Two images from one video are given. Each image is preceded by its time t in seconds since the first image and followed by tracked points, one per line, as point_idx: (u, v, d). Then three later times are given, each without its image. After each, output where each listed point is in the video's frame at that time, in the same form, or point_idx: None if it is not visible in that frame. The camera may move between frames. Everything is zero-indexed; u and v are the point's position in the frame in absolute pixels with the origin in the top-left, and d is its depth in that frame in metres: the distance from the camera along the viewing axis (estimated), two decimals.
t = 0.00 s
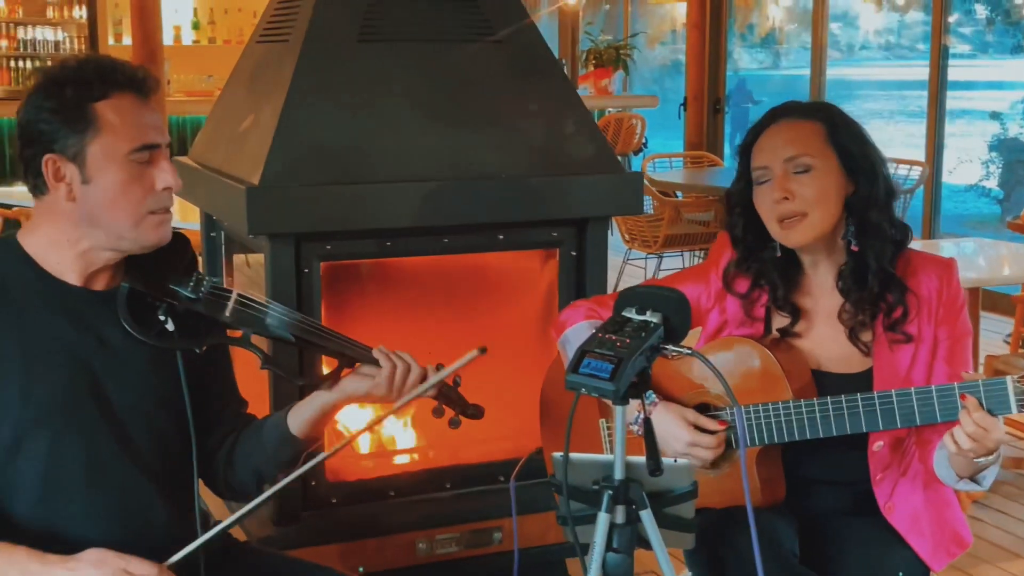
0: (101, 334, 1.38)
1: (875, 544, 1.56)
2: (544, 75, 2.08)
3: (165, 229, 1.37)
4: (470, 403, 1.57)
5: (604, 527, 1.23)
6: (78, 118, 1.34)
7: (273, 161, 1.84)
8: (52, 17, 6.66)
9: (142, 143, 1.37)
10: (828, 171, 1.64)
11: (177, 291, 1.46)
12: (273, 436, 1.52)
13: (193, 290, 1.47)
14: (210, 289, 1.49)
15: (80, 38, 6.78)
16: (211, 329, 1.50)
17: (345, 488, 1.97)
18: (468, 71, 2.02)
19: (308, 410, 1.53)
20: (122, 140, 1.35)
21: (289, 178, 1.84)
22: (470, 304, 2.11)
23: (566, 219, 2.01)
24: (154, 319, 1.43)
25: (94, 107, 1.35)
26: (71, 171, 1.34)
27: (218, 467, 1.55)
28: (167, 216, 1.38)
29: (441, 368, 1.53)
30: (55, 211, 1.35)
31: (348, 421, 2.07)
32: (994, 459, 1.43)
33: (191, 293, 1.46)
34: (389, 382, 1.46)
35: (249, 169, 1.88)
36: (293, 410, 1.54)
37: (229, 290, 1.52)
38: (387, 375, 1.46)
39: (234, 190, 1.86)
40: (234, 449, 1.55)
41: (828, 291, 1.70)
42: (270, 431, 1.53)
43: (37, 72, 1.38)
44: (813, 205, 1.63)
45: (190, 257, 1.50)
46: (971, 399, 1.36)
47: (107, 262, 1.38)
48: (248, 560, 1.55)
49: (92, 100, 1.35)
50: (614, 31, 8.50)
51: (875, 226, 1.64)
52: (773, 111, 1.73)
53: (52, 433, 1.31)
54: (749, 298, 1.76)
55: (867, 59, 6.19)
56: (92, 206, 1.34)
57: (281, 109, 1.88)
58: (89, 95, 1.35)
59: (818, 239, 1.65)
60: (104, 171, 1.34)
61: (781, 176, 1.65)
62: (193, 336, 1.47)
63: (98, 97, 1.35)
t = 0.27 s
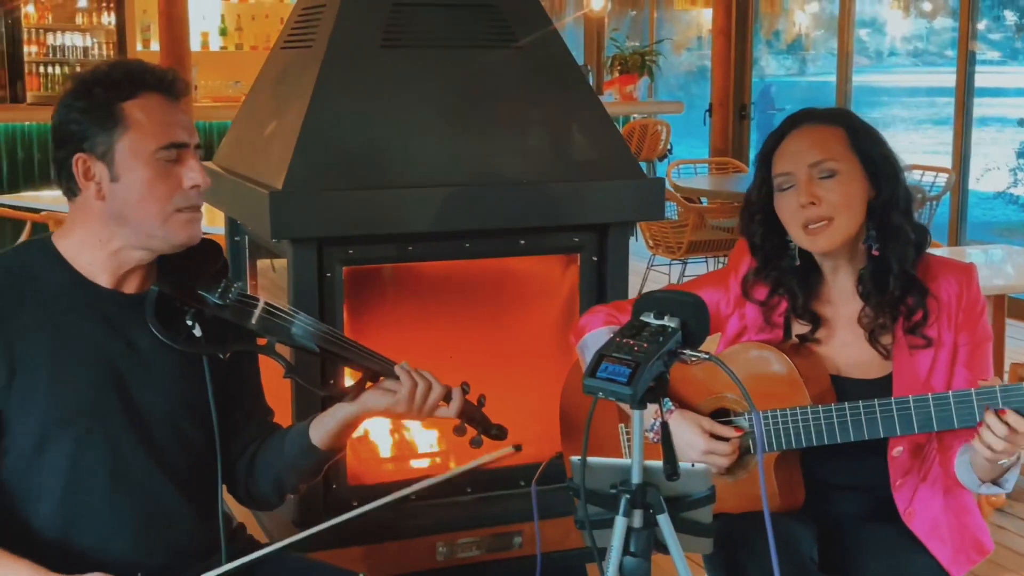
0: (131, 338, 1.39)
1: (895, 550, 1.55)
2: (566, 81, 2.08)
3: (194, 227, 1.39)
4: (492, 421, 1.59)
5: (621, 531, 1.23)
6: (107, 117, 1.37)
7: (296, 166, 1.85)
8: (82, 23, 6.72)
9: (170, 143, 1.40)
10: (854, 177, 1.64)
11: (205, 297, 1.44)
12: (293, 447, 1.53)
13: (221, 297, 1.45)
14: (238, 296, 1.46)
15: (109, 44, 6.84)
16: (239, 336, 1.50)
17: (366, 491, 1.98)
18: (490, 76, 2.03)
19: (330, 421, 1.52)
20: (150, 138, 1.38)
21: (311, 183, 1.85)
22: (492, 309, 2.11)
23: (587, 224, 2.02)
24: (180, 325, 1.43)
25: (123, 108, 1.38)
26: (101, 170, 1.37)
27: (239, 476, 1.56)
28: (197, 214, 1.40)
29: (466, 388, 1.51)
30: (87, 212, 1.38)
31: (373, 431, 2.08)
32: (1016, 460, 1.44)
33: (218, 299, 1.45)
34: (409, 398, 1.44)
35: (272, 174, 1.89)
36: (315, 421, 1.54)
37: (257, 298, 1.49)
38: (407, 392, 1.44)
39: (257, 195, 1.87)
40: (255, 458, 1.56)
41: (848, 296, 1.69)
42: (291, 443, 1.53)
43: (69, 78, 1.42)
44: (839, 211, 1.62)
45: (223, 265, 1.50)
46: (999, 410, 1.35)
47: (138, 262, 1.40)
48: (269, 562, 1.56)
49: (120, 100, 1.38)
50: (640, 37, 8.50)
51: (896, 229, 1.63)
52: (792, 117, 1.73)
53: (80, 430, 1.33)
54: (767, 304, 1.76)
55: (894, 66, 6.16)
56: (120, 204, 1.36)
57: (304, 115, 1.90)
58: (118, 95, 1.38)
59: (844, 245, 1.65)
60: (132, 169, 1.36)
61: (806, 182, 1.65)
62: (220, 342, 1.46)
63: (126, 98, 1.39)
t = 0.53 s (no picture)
0: (152, 338, 1.40)
1: (909, 554, 1.55)
2: (583, 85, 2.09)
3: (218, 227, 1.41)
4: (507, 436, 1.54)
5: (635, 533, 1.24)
6: (132, 119, 1.39)
7: (313, 169, 1.87)
8: (103, 27, 6.76)
9: (194, 143, 1.42)
10: (874, 181, 1.64)
11: (228, 301, 1.46)
12: (309, 454, 1.54)
13: (244, 302, 1.47)
14: (260, 302, 1.49)
15: (129, 47, 6.89)
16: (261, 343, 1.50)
17: (382, 492, 2.00)
18: (507, 80, 2.04)
19: (348, 429, 1.53)
20: (174, 140, 1.40)
21: (329, 185, 1.86)
22: (508, 312, 2.12)
23: (603, 227, 2.02)
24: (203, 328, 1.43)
25: (148, 109, 1.40)
26: (126, 171, 1.39)
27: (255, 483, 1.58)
28: (221, 215, 1.42)
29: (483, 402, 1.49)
30: (112, 213, 1.40)
31: (391, 436, 2.08)
32: None
33: (241, 305, 1.46)
34: (426, 410, 1.44)
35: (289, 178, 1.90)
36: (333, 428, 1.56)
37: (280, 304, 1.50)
38: (425, 403, 1.44)
39: (275, 197, 1.89)
40: (271, 464, 1.58)
41: (865, 300, 1.70)
42: (307, 449, 1.55)
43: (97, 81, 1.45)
44: (861, 214, 1.62)
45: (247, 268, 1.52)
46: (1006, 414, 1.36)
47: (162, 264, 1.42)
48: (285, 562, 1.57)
49: (146, 101, 1.40)
50: (658, 41, 8.50)
51: (912, 229, 1.65)
52: (810, 120, 1.73)
53: (101, 428, 1.34)
54: (783, 309, 1.76)
55: (914, 70, 6.15)
56: (146, 204, 1.38)
57: (322, 118, 1.91)
58: (143, 98, 1.40)
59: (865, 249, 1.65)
60: (156, 169, 1.39)
61: (826, 186, 1.65)
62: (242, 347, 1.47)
63: (151, 100, 1.41)
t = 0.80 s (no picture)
0: (174, 339, 1.42)
1: (922, 555, 1.55)
2: (597, 87, 2.10)
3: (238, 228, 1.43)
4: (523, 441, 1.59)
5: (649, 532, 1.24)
6: (155, 120, 1.41)
7: (329, 170, 1.88)
8: (117, 28, 6.79)
9: (215, 145, 1.44)
10: (889, 185, 1.65)
11: (251, 303, 1.47)
12: (327, 455, 1.56)
13: (266, 305, 1.48)
14: (281, 305, 1.50)
15: (143, 49, 6.91)
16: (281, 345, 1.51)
17: (397, 492, 2.00)
18: (522, 82, 2.05)
19: (364, 431, 1.54)
20: (195, 140, 1.42)
21: (344, 187, 1.87)
22: (522, 313, 2.13)
23: (616, 229, 2.03)
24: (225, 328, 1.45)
25: (171, 110, 1.42)
26: (148, 171, 1.41)
27: (272, 482, 1.59)
28: (241, 216, 1.44)
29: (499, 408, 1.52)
30: (134, 213, 1.42)
31: (404, 436, 2.08)
32: None
33: (264, 307, 1.48)
34: (443, 413, 1.46)
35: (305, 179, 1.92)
36: (350, 429, 1.56)
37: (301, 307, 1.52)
38: (443, 406, 1.46)
39: (291, 199, 1.90)
40: (288, 462, 1.59)
41: (879, 303, 1.70)
42: (324, 450, 1.56)
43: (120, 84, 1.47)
44: (879, 217, 1.63)
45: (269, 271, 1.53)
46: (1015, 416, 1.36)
47: (182, 264, 1.44)
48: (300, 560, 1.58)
49: (169, 103, 1.42)
50: (671, 43, 8.50)
51: (927, 231, 1.65)
52: (825, 124, 1.73)
53: (124, 428, 1.36)
54: (797, 312, 1.77)
55: (927, 73, 6.14)
56: (167, 204, 1.40)
57: (338, 120, 1.92)
58: (166, 99, 1.42)
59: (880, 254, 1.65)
60: (178, 170, 1.41)
61: (844, 190, 1.65)
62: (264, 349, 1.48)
63: (175, 101, 1.43)
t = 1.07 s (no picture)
0: (191, 338, 1.44)
1: (930, 554, 1.56)
2: (606, 88, 2.11)
3: (256, 229, 1.45)
4: (534, 453, 1.61)
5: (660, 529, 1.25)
6: (176, 120, 1.43)
7: (340, 170, 1.89)
8: (125, 29, 6.81)
9: (236, 146, 1.45)
10: (897, 186, 1.65)
11: (268, 307, 1.51)
12: (339, 459, 1.58)
13: (283, 308, 1.52)
14: (298, 308, 1.54)
15: (151, 50, 6.93)
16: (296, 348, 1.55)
17: (406, 490, 2.01)
18: (531, 83, 2.06)
19: (378, 436, 1.56)
20: (215, 141, 1.44)
21: (355, 187, 1.89)
22: (531, 313, 2.14)
23: (625, 229, 2.04)
24: (241, 331, 1.49)
25: (193, 111, 1.44)
26: (169, 170, 1.43)
27: (283, 486, 1.61)
28: (260, 217, 1.46)
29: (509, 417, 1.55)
30: (155, 212, 1.44)
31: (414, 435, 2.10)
32: None
33: (281, 310, 1.52)
34: (456, 422, 1.49)
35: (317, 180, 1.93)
36: (363, 434, 1.59)
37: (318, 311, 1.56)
38: (455, 415, 1.49)
39: (302, 199, 1.91)
40: (298, 467, 1.61)
41: (886, 305, 1.71)
42: (336, 455, 1.58)
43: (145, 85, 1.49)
44: (887, 218, 1.63)
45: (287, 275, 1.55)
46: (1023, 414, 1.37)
47: (201, 265, 1.46)
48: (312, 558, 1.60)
49: (191, 104, 1.45)
50: (677, 45, 8.51)
51: (935, 233, 1.67)
52: (834, 125, 1.74)
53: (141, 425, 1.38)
54: (805, 313, 1.77)
55: (933, 75, 6.14)
56: (186, 204, 1.43)
57: (349, 121, 1.93)
58: (189, 100, 1.45)
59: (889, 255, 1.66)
60: (198, 170, 1.43)
61: (853, 191, 1.66)
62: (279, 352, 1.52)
63: (199, 102, 1.45)
